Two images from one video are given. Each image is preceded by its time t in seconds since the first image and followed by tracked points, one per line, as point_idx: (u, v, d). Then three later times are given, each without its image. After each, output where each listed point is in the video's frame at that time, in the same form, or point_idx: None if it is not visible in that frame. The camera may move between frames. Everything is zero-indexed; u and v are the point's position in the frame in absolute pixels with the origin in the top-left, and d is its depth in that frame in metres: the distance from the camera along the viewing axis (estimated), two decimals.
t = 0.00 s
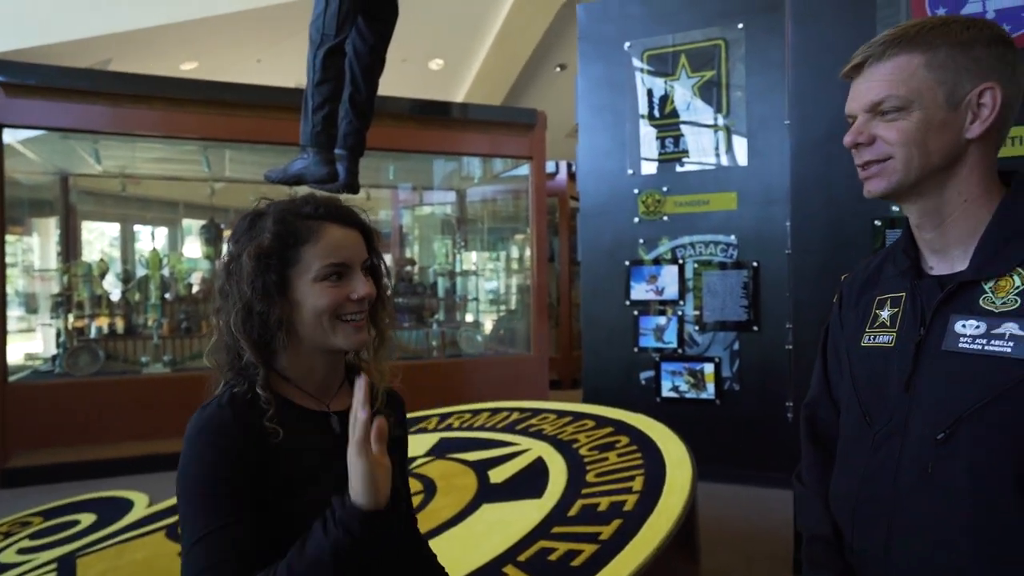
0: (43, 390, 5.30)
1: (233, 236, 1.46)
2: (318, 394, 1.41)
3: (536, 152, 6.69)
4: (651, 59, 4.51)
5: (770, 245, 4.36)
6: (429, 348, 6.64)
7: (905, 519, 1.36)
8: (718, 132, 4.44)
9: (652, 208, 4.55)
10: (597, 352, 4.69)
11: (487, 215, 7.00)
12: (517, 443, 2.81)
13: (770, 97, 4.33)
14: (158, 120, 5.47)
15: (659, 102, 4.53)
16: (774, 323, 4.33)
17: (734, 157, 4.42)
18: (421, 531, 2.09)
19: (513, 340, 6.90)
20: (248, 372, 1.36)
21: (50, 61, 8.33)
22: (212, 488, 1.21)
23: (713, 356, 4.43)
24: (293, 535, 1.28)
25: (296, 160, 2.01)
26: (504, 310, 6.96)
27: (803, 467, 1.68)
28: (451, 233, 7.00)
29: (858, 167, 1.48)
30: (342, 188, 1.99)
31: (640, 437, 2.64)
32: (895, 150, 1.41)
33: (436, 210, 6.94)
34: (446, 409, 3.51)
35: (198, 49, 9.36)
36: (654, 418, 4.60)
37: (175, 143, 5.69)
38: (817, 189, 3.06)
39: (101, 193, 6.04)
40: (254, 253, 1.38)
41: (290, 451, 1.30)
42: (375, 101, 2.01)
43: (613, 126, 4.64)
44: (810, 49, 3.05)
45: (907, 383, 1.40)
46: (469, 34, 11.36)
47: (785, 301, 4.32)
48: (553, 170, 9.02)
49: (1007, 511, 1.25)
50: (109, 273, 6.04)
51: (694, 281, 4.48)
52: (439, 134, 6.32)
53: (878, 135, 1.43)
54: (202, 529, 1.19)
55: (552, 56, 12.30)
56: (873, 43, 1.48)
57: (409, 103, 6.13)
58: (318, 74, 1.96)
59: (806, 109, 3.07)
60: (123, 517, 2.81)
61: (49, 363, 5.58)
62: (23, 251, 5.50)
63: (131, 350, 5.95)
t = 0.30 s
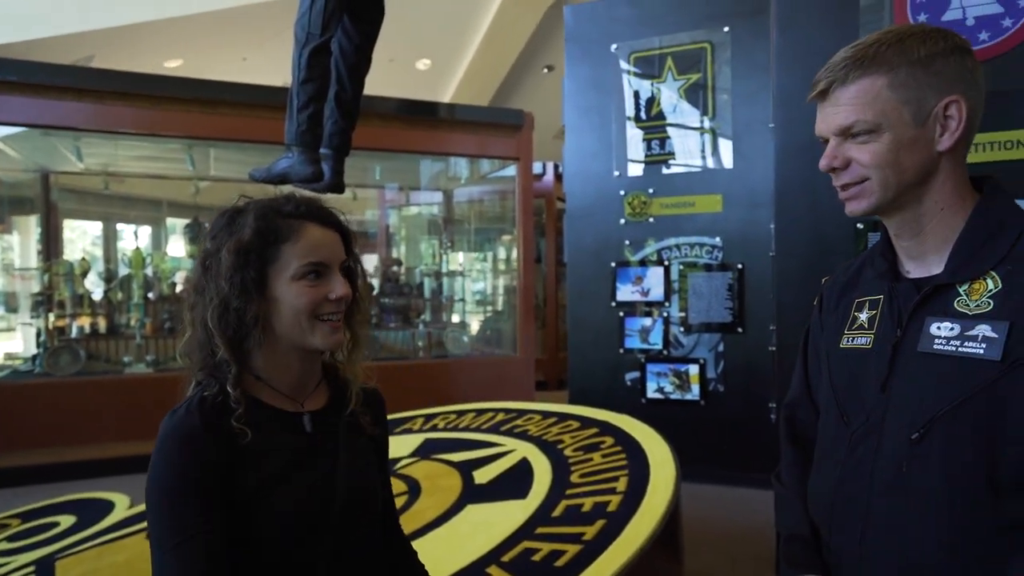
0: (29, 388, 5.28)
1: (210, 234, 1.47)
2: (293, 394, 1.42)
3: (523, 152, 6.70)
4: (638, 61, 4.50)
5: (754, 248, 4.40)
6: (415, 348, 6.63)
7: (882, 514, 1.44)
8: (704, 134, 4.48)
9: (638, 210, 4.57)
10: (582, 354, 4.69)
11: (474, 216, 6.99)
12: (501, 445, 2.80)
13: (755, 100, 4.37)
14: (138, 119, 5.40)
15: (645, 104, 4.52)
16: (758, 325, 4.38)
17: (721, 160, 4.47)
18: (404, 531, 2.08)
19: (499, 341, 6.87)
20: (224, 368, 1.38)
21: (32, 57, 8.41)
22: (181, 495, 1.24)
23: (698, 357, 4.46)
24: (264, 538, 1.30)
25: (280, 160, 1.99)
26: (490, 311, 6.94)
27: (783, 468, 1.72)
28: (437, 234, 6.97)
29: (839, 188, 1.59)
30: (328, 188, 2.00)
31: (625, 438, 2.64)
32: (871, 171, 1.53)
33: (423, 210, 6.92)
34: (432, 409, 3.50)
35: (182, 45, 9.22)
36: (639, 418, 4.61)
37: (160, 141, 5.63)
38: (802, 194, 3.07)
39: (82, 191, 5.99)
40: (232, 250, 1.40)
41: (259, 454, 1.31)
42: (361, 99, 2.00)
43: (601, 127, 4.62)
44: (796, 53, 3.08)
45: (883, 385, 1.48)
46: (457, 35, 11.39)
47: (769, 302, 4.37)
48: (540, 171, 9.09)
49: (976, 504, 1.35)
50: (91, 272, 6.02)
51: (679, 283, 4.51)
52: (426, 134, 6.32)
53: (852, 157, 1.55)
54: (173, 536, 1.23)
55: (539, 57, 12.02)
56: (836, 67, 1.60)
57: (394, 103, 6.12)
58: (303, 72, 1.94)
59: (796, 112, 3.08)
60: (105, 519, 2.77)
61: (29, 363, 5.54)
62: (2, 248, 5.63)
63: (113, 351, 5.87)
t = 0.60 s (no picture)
0: (42, 371, 5.38)
1: (211, 228, 1.60)
2: (289, 374, 1.55)
3: (515, 155, 6.81)
4: (621, 71, 4.62)
5: (728, 245, 4.58)
6: (412, 336, 6.78)
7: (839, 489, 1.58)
8: (683, 139, 4.65)
9: (620, 209, 4.72)
10: (568, 341, 4.83)
11: (468, 214, 7.13)
12: (491, 425, 2.99)
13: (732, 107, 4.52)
14: (159, 120, 5.54)
15: (628, 111, 4.65)
16: (730, 316, 4.56)
17: (698, 164, 4.65)
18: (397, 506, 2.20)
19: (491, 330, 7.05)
20: (225, 347, 1.51)
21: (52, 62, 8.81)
22: (187, 470, 1.35)
23: (675, 347, 4.62)
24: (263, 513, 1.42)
25: (286, 160, 2.12)
26: (483, 302, 7.12)
27: (750, 449, 1.89)
28: (434, 230, 7.09)
29: (806, 189, 1.72)
30: (331, 187, 2.11)
31: (606, 420, 2.82)
32: (836, 173, 1.65)
33: (420, 208, 7.02)
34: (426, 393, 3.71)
35: (185, 44, 9.37)
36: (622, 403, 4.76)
37: (177, 142, 5.75)
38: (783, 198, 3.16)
39: (101, 188, 6.05)
40: (233, 238, 1.54)
41: (258, 434, 1.44)
42: (361, 103, 2.13)
43: (586, 133, 4.77)
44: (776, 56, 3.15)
45: (839, 372, 1.63)
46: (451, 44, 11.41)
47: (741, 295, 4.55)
48: (529, 171, 9.17)
49: (922, 479, 1.48)
50: (111, 264, 6.08)
51: (658, 277, 4.66)
52: (423, 136, 6.40)
53: (818, 160, 1.67)
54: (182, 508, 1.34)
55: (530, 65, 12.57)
56: (803, 75, 1.72)
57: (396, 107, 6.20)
58: (308, 78, 2.06)
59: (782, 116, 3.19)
60: (127, 489, 2.89)
61: (54, 348, 5.62)
62: (28, 242, 5.52)
63: (132, 336, 6.01)
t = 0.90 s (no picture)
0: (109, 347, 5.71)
1: (228, 220, 1.67)
2: (305, 343, 1.65)
3: (510, 158, 7.11)
4: (602, 83, 4.98)
5: (693, 232, 4.96)
6: (422, 312, 7.10)
7: (781, 438, 1.81)
8: (655, 143, 4.99)
9: (601, 203, 5.13)
10: (556, 316, 5.29)
11: (470, 207, 7.48)
12: (491, 388, 3.44)
13: (694, 113, 4.86)
14: (201, 127, 5.79)
15: (608, 118, 5.03)
16: (695, 294, 4.95)
17: (667, 163, 4.99)
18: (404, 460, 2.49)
19: (490, 308, 7.39)
20: (246, 326, 1.58)
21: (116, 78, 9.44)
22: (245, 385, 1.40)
23: (647, 321, 5.04)
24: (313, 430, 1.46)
25: (313, 161, 2.41)
26: (483, 283, 7.45)
27: (710, 405, 2.22)
28: (441, 222, 7.45)
29: (757, 183, 1.89)
30: (351, 184, 2.40)
31: (588, 385, 3.26)
32: (782, 170, 1.81)
33: (429, 203, 7.36)
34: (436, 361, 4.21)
35: (209, 62, 9.87)
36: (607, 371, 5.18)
37: (216, 146, 6.06)
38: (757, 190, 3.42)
39: (157, 186, 6.48)
40: (244, 230, 1.59)
41: (298, 373, 1.54)
42: (377, 112, 2.40)
43: (573, 137, 5.14)
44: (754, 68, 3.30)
45: (785, 338, 1.86)
46: (455, 62, 11.75)
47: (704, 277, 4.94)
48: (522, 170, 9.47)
49: (850, 432, 1.69)
50: (165, 252, 6.48)
51: (633, 261, 5.08)
52: (428, 139, 6.66)
53: (766, 159, 1.84)
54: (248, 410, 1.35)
55: (526, 77, 13.05)
56: (754, 85, 1.89)
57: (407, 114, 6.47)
58: (330, 90, 2.37)
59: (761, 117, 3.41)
60: (180, 446, 3.28)
61: (118, 323, 6.00)
62: (95, 234, 5.80)
63: (184, 313, 6.40)
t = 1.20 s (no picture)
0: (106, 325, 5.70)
1: (206, 205, 1.65)
2: (288, 329, 1.64)
3: (504, 145, 7.09)
4: (596, 73, 4.99)
5: (685, 224, 4.97)
6: (414, 300, 7.08)
7: (767, 428, 1.83)
8: (648, 134, 4.99)
9: (594, 193, 5.13)
10: (548, 302, 5.32)
11: (463, 196, 7.46)
12: (482, 377, 3.45)
13: (689, 105, 4.85)
14: (192, 110, 5.73)
15: (602, 108, 5.03)
16: (685, 285, 4.97)
17: (661, 155, 4.98)
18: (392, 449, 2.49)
19: (481, 297, 7.39)
20: (225, 311, 1.56)
21: (105, 58, 9.26)
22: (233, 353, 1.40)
23: (637, 311, 5.06)
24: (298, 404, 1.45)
25: (305, 145, 2.39)
26: (475, 272, 7.43)
27: (698, 395, 2.24)
28: (434, 210, 7.41)
29: (752, 172, 1.89)
30: (343, 170, 2.39)
31: (579, 374, 3.28)
32: (777, 159, 1.82)
33: (422, 190, 7.31)
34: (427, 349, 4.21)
35: (198, 42, 9.63)
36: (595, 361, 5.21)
37: (206, 130, 5.98)
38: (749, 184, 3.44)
39: (146, 170, 6.42)
40: (223, 215, 1.56)
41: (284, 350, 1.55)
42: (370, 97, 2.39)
43: (567, 126, 5.15)
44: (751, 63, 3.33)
45: (773, 328, 1.88)
46: (451, 49, 11.64)
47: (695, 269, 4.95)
48: (516, 160, 9.37)
49: (834, 423, 1.71)
50: (154, 236, 6.44)
51: (625, 252, 5.09)
52: (423, 126, 6.62)
53: (762, 148, 1.84)
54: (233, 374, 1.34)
55: (522, 64, 12.98)
56: (753, 73, 1.89)
57: (401, 100, 6.41)
58: (323, 73, 2.34)
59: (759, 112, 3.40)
60: (167, 431, 3.26)
61: (106, 308, 5.92)
62: (84, 216, 5.79)
63: (173, 299, 6.31)
